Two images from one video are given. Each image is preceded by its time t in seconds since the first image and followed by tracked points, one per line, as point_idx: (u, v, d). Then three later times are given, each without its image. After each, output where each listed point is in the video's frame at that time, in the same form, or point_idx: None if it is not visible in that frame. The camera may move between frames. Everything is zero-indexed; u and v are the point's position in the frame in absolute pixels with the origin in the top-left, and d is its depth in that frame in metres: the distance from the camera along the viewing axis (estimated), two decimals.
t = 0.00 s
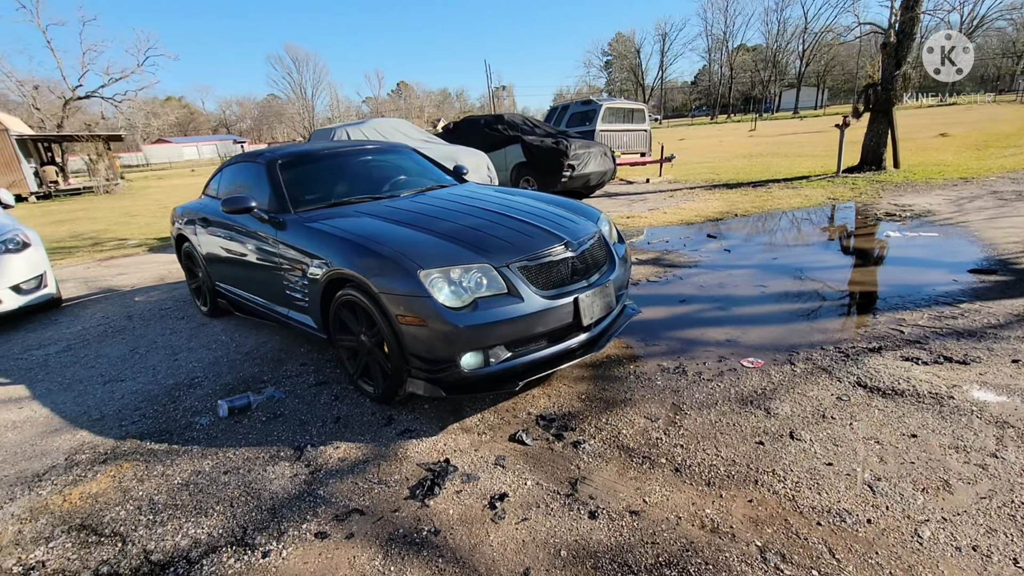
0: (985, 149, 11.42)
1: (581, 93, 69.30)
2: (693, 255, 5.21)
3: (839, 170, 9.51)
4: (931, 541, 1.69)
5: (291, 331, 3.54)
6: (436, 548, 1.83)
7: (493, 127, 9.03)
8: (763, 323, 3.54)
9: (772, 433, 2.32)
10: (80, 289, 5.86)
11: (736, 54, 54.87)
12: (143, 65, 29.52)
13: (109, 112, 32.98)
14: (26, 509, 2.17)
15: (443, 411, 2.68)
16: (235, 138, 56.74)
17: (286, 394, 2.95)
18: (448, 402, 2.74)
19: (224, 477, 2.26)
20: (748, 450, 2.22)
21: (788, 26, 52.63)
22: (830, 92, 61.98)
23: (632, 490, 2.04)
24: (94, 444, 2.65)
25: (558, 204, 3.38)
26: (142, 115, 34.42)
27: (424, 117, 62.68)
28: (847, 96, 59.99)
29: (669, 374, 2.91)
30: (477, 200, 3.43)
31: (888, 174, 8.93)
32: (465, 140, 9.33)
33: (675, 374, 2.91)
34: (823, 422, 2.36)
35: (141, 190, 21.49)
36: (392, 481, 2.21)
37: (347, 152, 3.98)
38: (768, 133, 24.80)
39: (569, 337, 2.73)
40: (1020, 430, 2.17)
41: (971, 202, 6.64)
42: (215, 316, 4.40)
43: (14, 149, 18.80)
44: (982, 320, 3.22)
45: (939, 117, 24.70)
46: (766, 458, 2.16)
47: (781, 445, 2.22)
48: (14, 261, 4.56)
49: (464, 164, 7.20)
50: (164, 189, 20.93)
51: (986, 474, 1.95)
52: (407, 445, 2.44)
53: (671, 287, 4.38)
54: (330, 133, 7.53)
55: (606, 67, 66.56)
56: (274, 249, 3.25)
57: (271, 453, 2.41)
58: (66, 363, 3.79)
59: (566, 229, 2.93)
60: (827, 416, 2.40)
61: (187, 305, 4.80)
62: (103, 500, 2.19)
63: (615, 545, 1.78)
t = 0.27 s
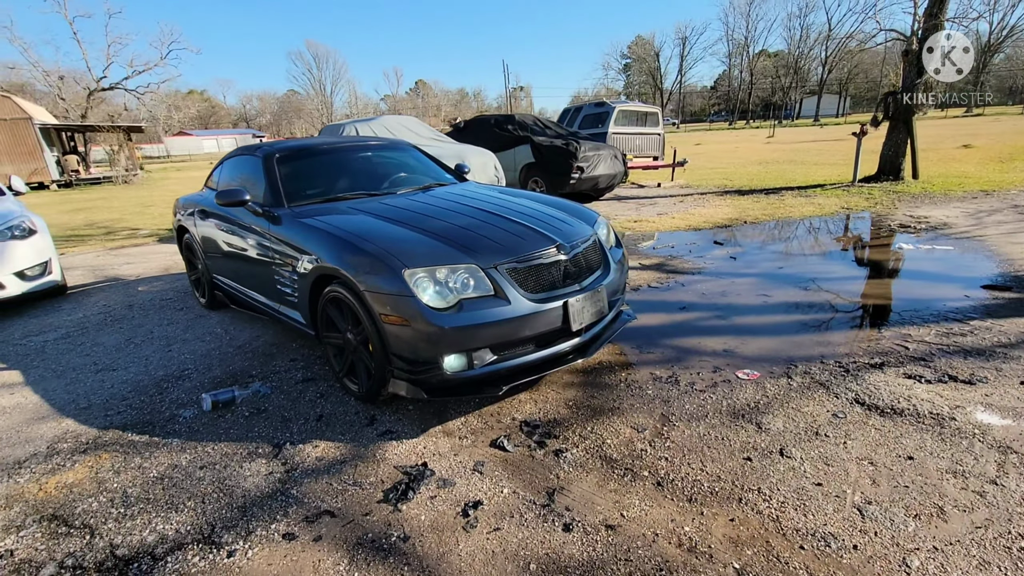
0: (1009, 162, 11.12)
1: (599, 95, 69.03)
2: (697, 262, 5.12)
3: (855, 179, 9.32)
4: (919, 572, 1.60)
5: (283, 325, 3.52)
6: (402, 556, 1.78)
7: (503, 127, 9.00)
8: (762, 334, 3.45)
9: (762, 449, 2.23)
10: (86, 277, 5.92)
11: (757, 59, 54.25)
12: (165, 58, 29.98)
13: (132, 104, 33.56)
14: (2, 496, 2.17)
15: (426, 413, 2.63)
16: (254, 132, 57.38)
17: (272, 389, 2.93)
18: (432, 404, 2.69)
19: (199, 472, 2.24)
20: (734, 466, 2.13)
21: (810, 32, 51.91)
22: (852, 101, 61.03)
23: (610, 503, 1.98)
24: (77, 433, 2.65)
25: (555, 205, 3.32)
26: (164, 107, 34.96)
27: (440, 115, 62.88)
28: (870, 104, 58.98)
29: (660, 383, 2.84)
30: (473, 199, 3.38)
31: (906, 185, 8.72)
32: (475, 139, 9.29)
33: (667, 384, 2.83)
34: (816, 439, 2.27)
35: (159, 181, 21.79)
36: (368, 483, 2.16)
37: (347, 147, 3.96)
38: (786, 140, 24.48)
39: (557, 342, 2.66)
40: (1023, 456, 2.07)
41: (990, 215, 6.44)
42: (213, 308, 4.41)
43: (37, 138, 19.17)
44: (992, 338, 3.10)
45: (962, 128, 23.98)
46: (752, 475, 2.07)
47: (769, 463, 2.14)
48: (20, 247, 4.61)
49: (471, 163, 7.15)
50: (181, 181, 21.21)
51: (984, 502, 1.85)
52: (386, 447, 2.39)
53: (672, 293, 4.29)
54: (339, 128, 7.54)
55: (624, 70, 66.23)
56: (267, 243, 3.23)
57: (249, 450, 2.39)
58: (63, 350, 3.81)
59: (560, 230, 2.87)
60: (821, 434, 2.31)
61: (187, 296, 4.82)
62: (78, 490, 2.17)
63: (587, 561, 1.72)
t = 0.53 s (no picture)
0: None
1: (633, 95, 68.15)
2: (720, 271, 4.94)
3: (895, 188, 8.89)
4: None
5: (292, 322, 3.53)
6: (380, 570, 1.73)
7: (529, 127, 8.91)
8: (782, 350, 3.28)
9: (769, 476, 2.10)
10: (116, 265, 6.11)
11: (799, 61, 52.63)
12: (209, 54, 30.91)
13: (176, 98, 34.76)
14: (4, 482, 2.22)
15: (423, 419, 2.58)
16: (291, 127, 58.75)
17: (274, 386, 2.93)
18: (430, 410, 2.64)
19: (192, 468, 2.24)
20: (738, 494, 2.01)
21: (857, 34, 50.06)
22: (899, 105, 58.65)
23: (601, 526, 1.88)
24: (84, 421, 2.70)
25: (567, 210, 3.23)
26: (206, 101, 36.09)
27: (473, 113, 63.11)
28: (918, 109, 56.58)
29: (668, 399, 2.72)
30: (484, 201, 3.32)
31: (952, 196, 8.26)
32: (500, 138, 9.23)
33: (675, 400, 2.71)
34: (829, 470, 2.12)
35: (198, 173, 22.47)
36: (355, 489, 2.12)
37: (362, 145, 3.95)
38: (825, 145, 23.67)
39: (560, 352, 2.58)
40: None
41: None
42: (229, 301, 4.48)
43: (86, 129, 20.01)
44: None
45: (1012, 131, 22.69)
46: (757, 505, 1.95)
47: (776, 492, 2.01)
48: (52, 235, 4.78)
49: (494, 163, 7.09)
50: (218, 173, 21.83)
51: (1012, 551, 1.69)
52: (379, 452, 2.35)
53: (689, 303, 4.14)
54: (365, 125, 7.59)
55: (660, 70, 65.19)
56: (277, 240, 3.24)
57: (243, 448, 2.38)
58: (84, 337, 3.92)
59: (569, 236, 2.78)
60: (835, 464, 2.16)
61: (207, 288, 4.91)
62: (75, 481, 2.20)
63: None
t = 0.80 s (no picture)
0: None
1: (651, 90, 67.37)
2: (729, 270, 4.84)
3: (917, 184, 8.61)
4: None
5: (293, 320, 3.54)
6: None
7: (540, 123, 8.85)
8: (788, 353, 3.19)
9: (765, 486, 2.03)
10: (131, 262, 6.22)
11: (822, 53, 51.43)
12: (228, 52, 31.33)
13: (197, 96, 35.33)
14: (2, 478, 2.25)
15: (415, 420, 2.56)
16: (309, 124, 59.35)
17: (271, 385, 2.93)
18: (423, 411, 2.62)
19: (184, 468, 2.25)
20: (731, 504, 1.95)
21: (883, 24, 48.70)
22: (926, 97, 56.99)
23: (588, 535, 1.84)
24: (84, 418, 2.74)
25: (567, 208, 3.18)
26: (226, 99, 36.61)
27: (489, 109, 63.04)
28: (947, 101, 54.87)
29: (665, 403, 2.65)
30: (483, 199, 3.28)
31: (977, 192, 7.98)
32: (511, 134, 9.17)
33: (673, 404, 2.64)
34: (829, 480, 2.04)
35: (217, 170, 22.82)
36: (343, 492, 2.10)
37: (364, 143, 3.93)
38: (847, 139, 23.11)
39: (554, 354, 2.53)
40: None
41: None
42: (235, 299, 4.52)
43: (109, 126, 20.44)
44: None
45: None
46: (750, 517, 1.88)
47: (772, 503, 1.94)
48: (66, 232, 4.87)
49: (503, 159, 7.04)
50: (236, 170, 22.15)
51: (1019, 572, 1.60)
52: (369, 453, 2.34)
53: (695, 304, 4.05)
54: (374, 122, 7.61)
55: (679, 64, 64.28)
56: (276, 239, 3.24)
57: (235, 448, 2.38)
58: (93, 334, 3.98)
59: (565, 235, 2.73)
60: (836, 474, 2.08)
61: (215, 285, 4.96)
62: (70, 478, 2.23)
63: None
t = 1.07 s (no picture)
0: None
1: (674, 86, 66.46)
2: (742, 270, 4.73)
3: (948, 179, 8.29)
4: None
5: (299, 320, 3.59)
6: None
7: (554, 122, 8.81)
8: (797, 356, 3.09)
9: (762, 494, 1.97)
10: (152, 263, 6.40)
11: (852, 45, 49.96)
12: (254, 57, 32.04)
13: (225, 100, 36.21)
14: (12, 473, 2.33)
15: (411, 421, 2.56)
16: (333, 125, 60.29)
17: (273, 384, 2.97)
18: (420, 412, 2.62)
19: (183, 465, 2.29)
20: (725, 512, 1.89)
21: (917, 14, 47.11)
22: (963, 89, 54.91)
23: (574, 541, 1.81)
24: (94, 414, 2.82)
25: (569, 208, 3.14)
26: (252, 103, 37.44)
27: (510, 109, 63.09)
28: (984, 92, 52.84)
29: (665, 407, 2.60)
30: (484, 199, 3.26)
31: (1012, 187, 7.63)
32: (526, 134, 9.14)
33: (673, 408, 2.58)
34: (829, 489, 1.97)
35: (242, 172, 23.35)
36: (334, 492, 2.11)
37: (369, 144, 3.95)
38: (877, 133, 22.39)
39: (550, 356, 2.50)
40: None
41: None
42: (248, 299, 4.60)
43: (139, 131, 21.10)
44: None
45: None
46: (743, 526, 1.82)
47: (767, 512, 1.88)
48: (88, 234, 5.03)
49: (515, 159, 7.01)
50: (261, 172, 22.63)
51: None
52: (363, 454, 2.34)
53: (705, 304, 3.96)
54: (389, 124, 7.68)
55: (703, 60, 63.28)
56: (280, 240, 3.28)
57: (233, 446, 2.42)
58: (110, 333, 4.10)
59: (564, 235, 2.69)
60: (837, 482, 2.00)
61: (230, 285, 5.06)
62: (74, 474, 2.29)
63: None
